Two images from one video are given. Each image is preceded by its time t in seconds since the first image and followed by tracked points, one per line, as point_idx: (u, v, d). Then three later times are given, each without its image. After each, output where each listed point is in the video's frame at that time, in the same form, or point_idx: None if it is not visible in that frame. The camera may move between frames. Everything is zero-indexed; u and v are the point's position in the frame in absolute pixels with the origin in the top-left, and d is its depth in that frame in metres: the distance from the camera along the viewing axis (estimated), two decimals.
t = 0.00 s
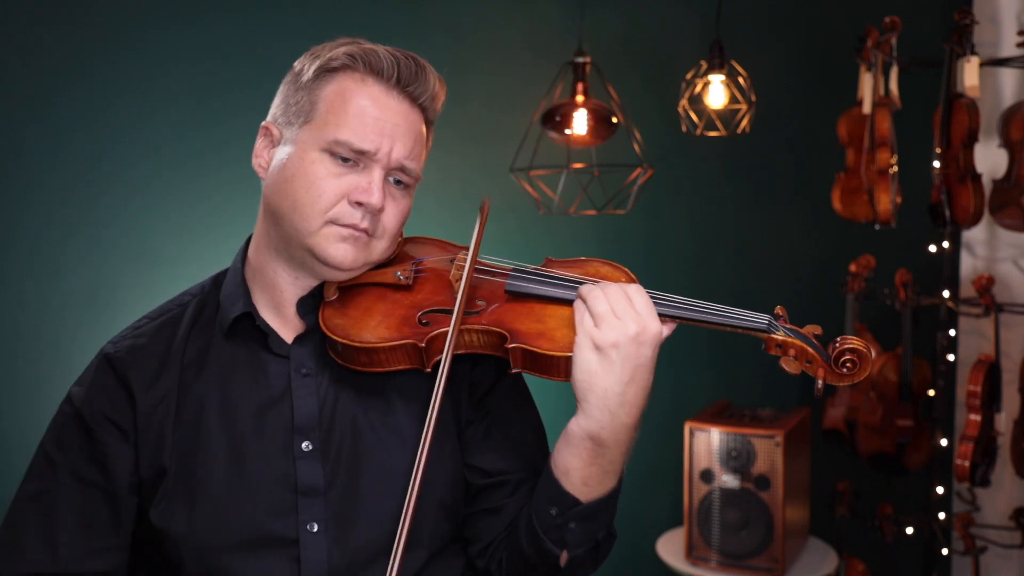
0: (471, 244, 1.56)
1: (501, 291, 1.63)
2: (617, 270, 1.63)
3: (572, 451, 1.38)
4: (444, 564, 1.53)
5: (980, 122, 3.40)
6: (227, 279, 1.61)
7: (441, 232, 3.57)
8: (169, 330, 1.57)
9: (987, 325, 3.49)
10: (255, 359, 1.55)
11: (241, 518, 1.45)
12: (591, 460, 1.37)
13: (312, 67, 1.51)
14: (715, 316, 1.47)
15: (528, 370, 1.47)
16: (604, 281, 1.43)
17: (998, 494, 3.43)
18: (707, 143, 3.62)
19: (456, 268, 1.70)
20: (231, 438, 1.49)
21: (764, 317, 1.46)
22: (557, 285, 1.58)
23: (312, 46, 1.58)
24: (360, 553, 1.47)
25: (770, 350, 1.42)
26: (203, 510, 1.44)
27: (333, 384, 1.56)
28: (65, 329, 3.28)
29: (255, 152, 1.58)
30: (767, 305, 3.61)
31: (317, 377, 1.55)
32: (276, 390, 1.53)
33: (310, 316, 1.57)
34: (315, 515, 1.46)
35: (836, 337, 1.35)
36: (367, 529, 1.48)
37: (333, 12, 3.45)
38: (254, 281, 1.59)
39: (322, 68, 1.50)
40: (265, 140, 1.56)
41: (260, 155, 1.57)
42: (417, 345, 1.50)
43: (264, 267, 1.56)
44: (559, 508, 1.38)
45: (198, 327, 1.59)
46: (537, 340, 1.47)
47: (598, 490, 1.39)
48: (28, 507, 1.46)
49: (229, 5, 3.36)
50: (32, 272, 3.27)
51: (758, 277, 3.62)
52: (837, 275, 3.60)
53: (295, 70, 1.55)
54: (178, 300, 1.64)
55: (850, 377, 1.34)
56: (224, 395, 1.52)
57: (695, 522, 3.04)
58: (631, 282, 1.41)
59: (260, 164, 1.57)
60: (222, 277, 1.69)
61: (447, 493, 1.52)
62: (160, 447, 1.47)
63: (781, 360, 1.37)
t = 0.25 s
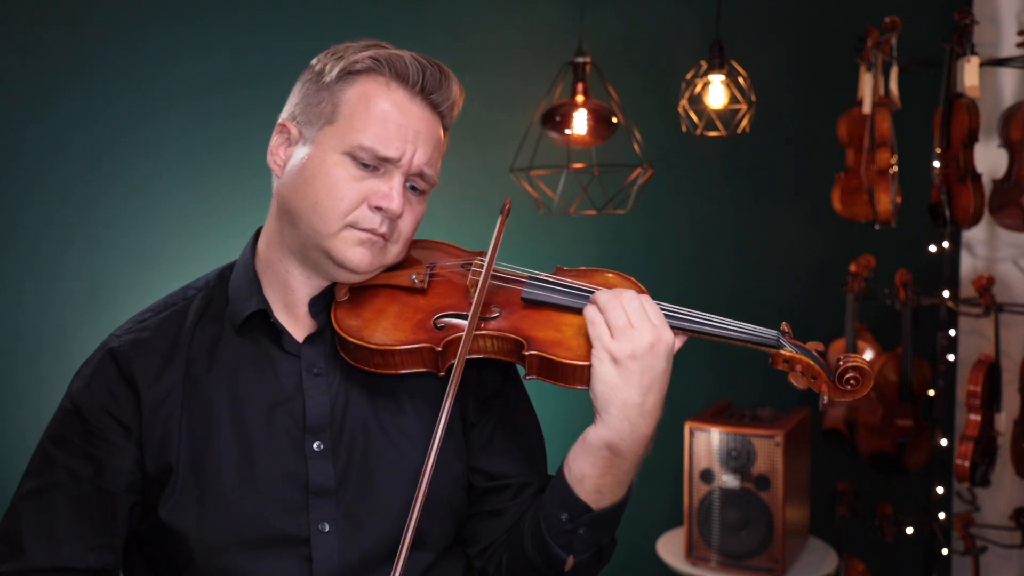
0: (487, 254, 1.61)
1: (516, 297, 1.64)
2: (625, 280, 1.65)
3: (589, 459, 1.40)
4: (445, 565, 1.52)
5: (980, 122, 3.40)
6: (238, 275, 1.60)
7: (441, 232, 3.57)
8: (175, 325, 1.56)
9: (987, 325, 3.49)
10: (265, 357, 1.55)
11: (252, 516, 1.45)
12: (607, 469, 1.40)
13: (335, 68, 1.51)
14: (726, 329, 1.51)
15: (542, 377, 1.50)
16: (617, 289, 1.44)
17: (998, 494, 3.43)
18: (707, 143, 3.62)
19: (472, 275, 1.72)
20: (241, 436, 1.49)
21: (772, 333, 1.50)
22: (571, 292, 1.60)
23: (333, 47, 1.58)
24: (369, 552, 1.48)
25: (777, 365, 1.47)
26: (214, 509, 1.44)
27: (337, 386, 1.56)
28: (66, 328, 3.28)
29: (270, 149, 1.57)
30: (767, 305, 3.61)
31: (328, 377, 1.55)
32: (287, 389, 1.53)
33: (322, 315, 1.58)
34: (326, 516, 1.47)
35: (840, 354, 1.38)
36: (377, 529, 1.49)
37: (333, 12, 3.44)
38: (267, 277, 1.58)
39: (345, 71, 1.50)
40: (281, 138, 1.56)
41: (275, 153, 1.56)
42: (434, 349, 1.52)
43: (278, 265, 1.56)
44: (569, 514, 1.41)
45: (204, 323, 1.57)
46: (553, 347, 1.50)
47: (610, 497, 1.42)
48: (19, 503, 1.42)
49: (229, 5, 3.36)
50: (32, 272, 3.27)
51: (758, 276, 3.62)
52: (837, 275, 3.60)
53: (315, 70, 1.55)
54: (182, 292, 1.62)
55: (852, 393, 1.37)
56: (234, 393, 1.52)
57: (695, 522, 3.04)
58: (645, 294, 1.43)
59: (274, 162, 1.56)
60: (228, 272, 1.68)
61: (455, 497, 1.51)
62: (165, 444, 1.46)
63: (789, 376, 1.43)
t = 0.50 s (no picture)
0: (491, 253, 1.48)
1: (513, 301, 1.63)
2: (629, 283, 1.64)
3: (590, 470, 1.38)
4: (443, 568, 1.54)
5: (980, 122, 3.40)
6: (235, 276, 1.60)
7: (441, 232, 3.57)
8: (172, 325, 1.56)
9: (987, 325, 3.49)
10: (261, 359, 1.55)
11: (244, 518, 1.45)
12: (609, 481, 1.38)
13: (332, 69, 1.51)
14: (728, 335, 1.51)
15: (539, 382, 1.47)
16: (623, 298, 1.42)
17: (998, 494, 3.43)
18: (707, 143, 3.62)
19: (470, 278, 1.70)
20: (235, 438, 1.49)
21: (774, 339, 1.50)
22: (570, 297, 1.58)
23: (331, 46, 1.57)
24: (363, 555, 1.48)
25: (780, 371, 1.47)
26: (205, 510, 1.44)
27: (336, 387, 1.56)
28: (65, 328, 3.27)
29: (269, 149, 1.57)
30: (767, 305, 3.61)
31: (324, 379, 1.55)
32: (282, 391, 1.53)
33: (319, 317, 1.57)
34: (319, 519, 1.47)
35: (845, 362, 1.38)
36: (370, 532, 1.49)
37: (333, 12, 3.44)
38: (265, 279, 1.58)
39: (342, 71, 1.49)
40: (279, 139, 1.56)
41: (273, 153, 1.56)
42: (430, 353, 1.50)
43: (274, 266, 1.55)
44: (570, 524, 1.40)
45: (201, 323, 1.58)
46: (548, 352, 1.47)
47: (612, 508, 1.41)
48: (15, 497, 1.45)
49: (228, 5, 3.36)
50: (32, 272, 3.26)
51: (758, 276, 3.62)
52: (837, 275, 3.60)
53: (314, 69, 1.55)
54: (181, 293, 1.63)
55: (857, 401, 1.37)
56: (229, 394, 1.52)
57: (695, 522, 3.04)
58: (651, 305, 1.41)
59: (274, 162, 1.56)
60: (228, 272, 1.68)
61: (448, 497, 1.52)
62: (157, 444, 1.47)
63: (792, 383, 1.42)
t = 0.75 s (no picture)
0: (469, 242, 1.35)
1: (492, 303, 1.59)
2: (617, 283, 1.57)
3: (551, 474, 1.34)
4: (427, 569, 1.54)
5: (980, 122, 3.40)
6: (225, 277, 1.61)
7: (441, 231, 3.57)
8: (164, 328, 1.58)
9: (987, 325, 3.49)
10: (249, 362, 1.55)
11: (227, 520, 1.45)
12: (570, 485, 1.34)
13: (301, 70, 1.48)
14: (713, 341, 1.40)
15: (513, 387, 1.44)
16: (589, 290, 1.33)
17: (998, 494, 3.43)
18: (707, 143, 3.62)
19: (449, 277, 1.66)
20: (222, 441, 1.50)
21: (764, 344, 1.40)
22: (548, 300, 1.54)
23: (306, 44, 1.54)
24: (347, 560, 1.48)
25: (768, 378, 1.37)
26: (190, 511, 1.46)
27: (332, 386, 1.55)
28: (65, 329, 3.27)
29: (251, 153, 1.57)
30: (766, 305, 3.62)
31: (311, 381, 1.54)
32: (269, 393, 1.53)
33: (304, 320, 1.55)
34: (299, 521, 1.47)
35: (838, 370, 1.28)
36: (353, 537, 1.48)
37: (333, 12, 3.45)
38: (251, 282, 1.57)
39: (310, 73, 1.47)
40: (259, 141, 1.55)
41: (255, 156, 1.56)
42: (404, 359, 1.47)
43: (257, 268, 1.55)
44: (536, 525, 1.37)
45: (194, 326, 1.60)
46: (522, 357, 1.44)
47: (577, 512, 1.36)
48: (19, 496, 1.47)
49: (228, 5, 3.36)
50: (31, 272, 3.27)
51: (758, 277, 3.62)
52: (837, 275, 3.60)
53: (287, 69, 1.53)
54: (176, 296, 1.65)
55: (851, 412, 1.27)
56: (217, 397, 1.53)
57: (695, 522, 3.04)
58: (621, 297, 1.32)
59: (256, 165, 1.56)
60: (222, 273, 1.69)
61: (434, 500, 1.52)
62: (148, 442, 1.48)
63: (777, 394, 1.32)
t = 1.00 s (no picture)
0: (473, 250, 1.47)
1: (491, 310, 1.56)
2: (614, 290, 1.58)
3: (548, 489, 1.34)
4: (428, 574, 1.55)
5: (980, 122, 3.40)
6: (228, 279, 1.62)
7: (441, 231, 3.57)
8: (165, 329, 1.59)
9: (987, 325, 3.49)
10: (248, 365, 1.56)
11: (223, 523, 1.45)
12: (567, 500, 1.33)
13: (297, 71, 1.48)
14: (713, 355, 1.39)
15: (509, 397, 1.43)
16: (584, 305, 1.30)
17: (998, 494, 3.43)
18: (707, 143, 3.62)
19: (448, 282, 1.63)
20: (221, 443, 1.50)
21: (764, 360, 1.41)
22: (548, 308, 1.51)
23: (303, 44, 1.54)
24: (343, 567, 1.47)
25: (768, 394, 1.37)
26: (186, 513, 1.46)
27: (331, 388, 1.55)
28: (65, 329, 3.28)
29: (250, 153, 1.58)
30: (766, 305, 3.62)
31: (309, 386, 1.54)
32: (267, 397, 1.53)
33: (302, 323, 1.55)
34: (296, 526, 1.47)
35: (842, 387, 1.29)
36: (348, 543, 1.47)
37: (333, 11, 3.45)
38: (253, 285, 1.58)
39: (306, 74, 1.46)
40: (258, 142, 1.55)
41: (254, 156, 1.56)
42: (398, 366, 1.45)
43: (259, 271, 1.56)
44: (535, 537, 1.37)
45: (196, 327, 1.60)
46: (518, 367, 1.42)
47: (575, 526, 1.36)
48: (21, 498, 1.49)
49: (228, 5, 3.36)
50: (32, 272, 3.27)
51: (758, 276, 3.62)
52: (837, 274, 3.60)
53: (284, 70, 1.52)
54: (178, 297, 1.66)
55: (851, 430, 1.29)
56: (215, 400, 1.53)
57: (695, 522, 3.04)
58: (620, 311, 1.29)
59: (255, 166, 1.56)
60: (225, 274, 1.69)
61: (433, 501, 1.53)
62: (147, 445, 1.49)
63: (777, 410, 1.30)
